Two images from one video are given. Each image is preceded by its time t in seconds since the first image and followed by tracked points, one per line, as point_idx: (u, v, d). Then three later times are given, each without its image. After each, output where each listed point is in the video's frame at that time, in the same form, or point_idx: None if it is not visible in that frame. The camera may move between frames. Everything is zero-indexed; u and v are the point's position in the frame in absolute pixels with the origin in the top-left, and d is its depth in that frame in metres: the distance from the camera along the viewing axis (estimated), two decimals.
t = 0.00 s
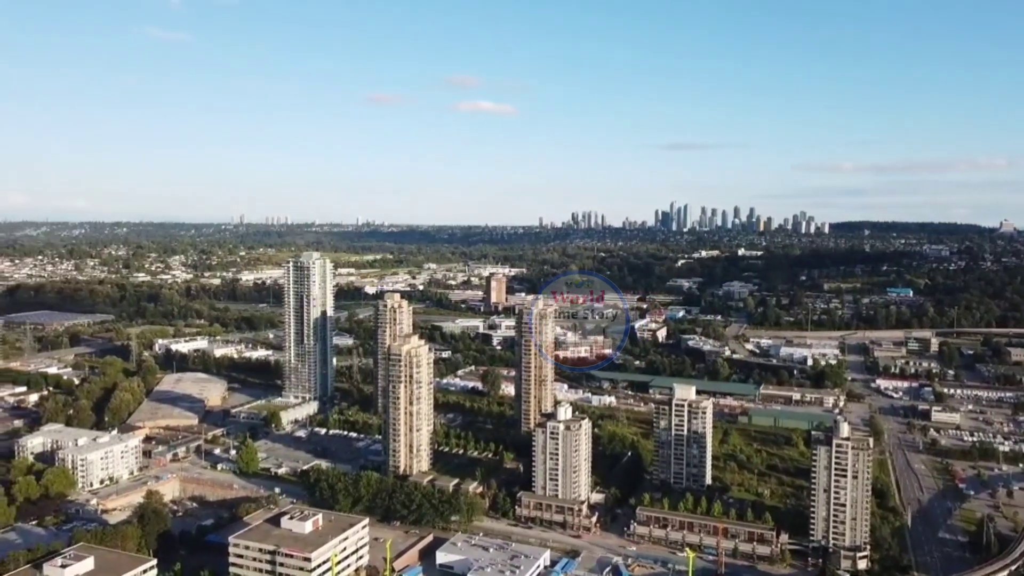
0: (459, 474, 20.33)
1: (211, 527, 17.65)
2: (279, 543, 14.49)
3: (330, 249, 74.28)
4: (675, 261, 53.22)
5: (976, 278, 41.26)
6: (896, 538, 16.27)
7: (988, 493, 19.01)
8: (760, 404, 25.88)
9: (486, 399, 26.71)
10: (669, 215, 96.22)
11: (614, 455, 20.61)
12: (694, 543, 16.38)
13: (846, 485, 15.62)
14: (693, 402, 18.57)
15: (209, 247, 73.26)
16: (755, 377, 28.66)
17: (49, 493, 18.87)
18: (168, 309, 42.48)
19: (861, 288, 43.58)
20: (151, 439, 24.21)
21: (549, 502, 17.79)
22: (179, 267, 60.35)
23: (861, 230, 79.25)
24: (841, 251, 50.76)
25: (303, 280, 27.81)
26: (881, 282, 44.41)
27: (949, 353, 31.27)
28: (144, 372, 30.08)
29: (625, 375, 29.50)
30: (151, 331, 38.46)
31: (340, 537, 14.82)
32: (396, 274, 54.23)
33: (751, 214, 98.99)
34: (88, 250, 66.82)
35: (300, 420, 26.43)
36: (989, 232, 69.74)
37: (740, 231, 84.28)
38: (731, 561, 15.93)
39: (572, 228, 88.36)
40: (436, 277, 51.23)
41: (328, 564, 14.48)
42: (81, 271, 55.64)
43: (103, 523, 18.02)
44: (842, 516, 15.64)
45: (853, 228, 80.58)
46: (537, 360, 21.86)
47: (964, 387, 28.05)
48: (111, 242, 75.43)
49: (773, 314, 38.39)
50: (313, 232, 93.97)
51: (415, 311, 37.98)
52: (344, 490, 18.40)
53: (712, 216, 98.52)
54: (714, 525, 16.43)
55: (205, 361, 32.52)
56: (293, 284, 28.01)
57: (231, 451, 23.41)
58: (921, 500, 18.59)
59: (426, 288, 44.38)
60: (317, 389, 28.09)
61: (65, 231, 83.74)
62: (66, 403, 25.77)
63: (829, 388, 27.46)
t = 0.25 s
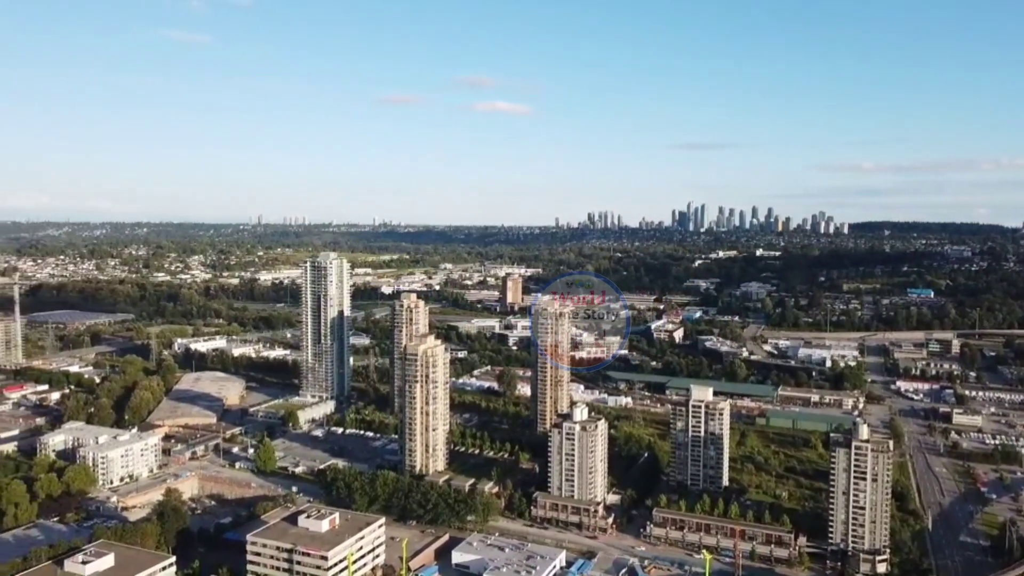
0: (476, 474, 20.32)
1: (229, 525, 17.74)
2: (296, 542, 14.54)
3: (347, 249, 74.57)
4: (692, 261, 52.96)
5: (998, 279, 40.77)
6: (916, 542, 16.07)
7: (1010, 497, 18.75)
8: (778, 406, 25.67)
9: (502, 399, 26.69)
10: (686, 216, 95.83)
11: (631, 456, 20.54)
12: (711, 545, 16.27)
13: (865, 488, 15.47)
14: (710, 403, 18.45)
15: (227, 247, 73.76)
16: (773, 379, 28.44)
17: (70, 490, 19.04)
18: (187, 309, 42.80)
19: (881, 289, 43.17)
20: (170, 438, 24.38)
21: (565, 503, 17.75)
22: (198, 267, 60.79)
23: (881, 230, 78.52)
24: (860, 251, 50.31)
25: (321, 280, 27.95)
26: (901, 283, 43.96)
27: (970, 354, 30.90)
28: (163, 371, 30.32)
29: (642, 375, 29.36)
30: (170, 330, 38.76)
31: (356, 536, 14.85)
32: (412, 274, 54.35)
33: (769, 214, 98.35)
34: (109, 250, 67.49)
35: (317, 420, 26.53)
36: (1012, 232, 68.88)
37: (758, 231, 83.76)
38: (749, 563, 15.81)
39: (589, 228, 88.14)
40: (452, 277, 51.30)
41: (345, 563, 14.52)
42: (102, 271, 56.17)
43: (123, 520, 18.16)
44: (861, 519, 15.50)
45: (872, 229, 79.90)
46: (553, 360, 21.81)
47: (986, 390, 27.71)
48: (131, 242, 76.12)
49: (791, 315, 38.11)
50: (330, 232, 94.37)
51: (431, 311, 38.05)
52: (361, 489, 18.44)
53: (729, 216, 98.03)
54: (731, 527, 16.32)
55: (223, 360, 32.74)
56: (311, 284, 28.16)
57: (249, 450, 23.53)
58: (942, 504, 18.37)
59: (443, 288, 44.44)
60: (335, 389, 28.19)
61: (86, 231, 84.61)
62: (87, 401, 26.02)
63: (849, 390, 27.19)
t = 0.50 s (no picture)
0: (490, 474, 20.31)
1: (245, 523, 17.81)
2: (311, 540, 14.58)
3: (362, 249, 74.78)
4: (707, 261, 52.71)
5: (1019, 280, 40.29)
6: (934, 545, 15.90)
7: None
8: (794, 407, 25.50)
9: (516, 399, 26.67)
10: (701, 216, 95.47)
11: (645, 457, 20.46)
12: (726, 546, 16.17)
13: (882, 490, 15.33)
14: (726, 404, 18.34)
15: (243, 247, 74.16)
16: (789, 380, 28.24)
17: (88, 488, 19.17)
18: (204, 308, 43.05)
19: (898, 289, 42.79)
20: (187, 436, 24.53)
21: (579, 503, 17.70)
22: (214, 267, 61.16)
23: (898, 230, 77.86)
24: (877, 252, 49.88)
25: (336, 280, 27.99)
26: (920, 284, 43.55)
27: (990, 356, 30.56)
28: (180, 370, 30.51)
29: (656, 376, 29.23)
30: (187, 329, 39.00)
31: (371, 535, 14.87)
32: (426, 274, 54.46)
33: (785, 213, 97.78)
34: (126, 250, 68.00)
35: (332, 419, 26.61)
36: None
37: (774, 231, 83.29)
38: (764, 566, 15.70)
39: (604, 228, 87.92)
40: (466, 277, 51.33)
41: (359, 562, 14.53)
42: (120, 270, 56.62)
43: (140, 518, 18.28)
44: (878, 521, 15.35)
45: (890, 229, 79.25)
46: (567, 361, 21.73)
47: (1006, 392, 27.40)
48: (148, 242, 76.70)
49: (807, 316, 37.85)
50: (345, 232, 94.67)
51: (446, 311, 38.07)
52: (375, 488, 18.47)
53: (745, 216, 97.53)
54: (746, 529, 16.22)
55: (239, 359, 32.91)
56: (326, 284, 28.21)
57: (265, 449, 23.63)
58: (960, 507, 18.17)
59: (457, 288, 44.49)
60: (349, 388, 28.27)
61: (104, 231, 85.32)
62: (106, 399, 26.22)
63: (866, 391, 26.96)
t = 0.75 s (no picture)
0: (505, 474, 20.30)
1: (262, 521, 17.88)
2: (328, 539, 14.62)
3: (378, 249, 75.00)
4: (725, 262, 52.42)
5: None
6: (955, 549, 15.71)
7: None
8: (812, 409, 25.30)
9: (532, 399, 26.64)
10: (719, 216, 94.99)
11: (661, 458, 20.37)
12: (743, 548, 16.06)
13: (902, 493, 15.16)
14: (743, 405, 18.22)
15: (262, 247, 74.61)
16: (807, 381, 28.02)
17: (108, 485, 19.32)
18: (222, 308, 43.34)
19: (919, 290, 42.34)
20: (205, 435, 24.70)
21: (595, 504, 17.64)
22: (232, 267, 61.57)
23: (919, 230, 77.17)
24: (897, 252, 49.39)
25: (352, 280, 28.07)
26: (940, 284, 43.09)
27: (1012, 358, 30.16)
28: (199, 369, 30.73)
29: (673, 377, 29.09)
30: (206, 328, 39.28)
31: (387, 534, 14.89)
32: (442, 274, 54.54)
33: (804, 213, 97.08)
34: (146, 250, 68.58)
35: (349, 418, 26.70)
36: None
37: (792, 231, 82.78)
38: (782, 568, 15.58)
39: (620, 228, 87.64)
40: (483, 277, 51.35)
41: (375, 561, 14.55)
42: (140, 270, 57.12)
43: (159, 515, 18.42)
44: (898, 524, 15.18)
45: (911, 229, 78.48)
46: (582, 361, 21.68)
47: None
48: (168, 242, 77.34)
49: (826, 317, 37.55)
50: (362, 232, 94.99)
51: (462, 311, 38.10)
52: (391, 487, 18.50)
53: (763, 216, 96.92)
54: (764, 531, 16.10)
55: (257, 358, 33.10)
56: (342, 284, 28.29)
57: (282, 447, 23.75)
58: (982, 510, 17.94)
59: (473, 288, 44.53)
60: (365, 388, 28.35)
61: (124, 230, 86.11)
62: (125, 398, 26.44)
63: (885, 393, 26.70)
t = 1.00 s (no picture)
0: (519, 474, 20.28)
1: (278, 519, 17.94)
2: (342, 537, 14.65)
3: (393, 249, 75.18)
4: (740, 262, 52.15)
5: None
6: (974, 552, 15.53)
7: None
8: (828, 410, 25.10)
9: (546, 399, 26.60)
10: (735, 216, 94.57)
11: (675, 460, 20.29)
12: (758, 551, 15.95)
13: (919, 496, 15.01)
14: (758, 406, 18.10)
15: (277, 247, 75.00)
16: (823, 383, 27.81)
17: (126, 482, 19.46)
18: (238, 308, 43.57)
19: (937, 291, 41.94)
20: (221, 433, 24.84)
21: (609, 505, 17.58)
22: (248, 266, 61.90)
23: (937, 231, 76.56)
24: (915, 253, 48.95)
25: (367, 280, 28.11)
26: (959, 285, 42.67)
27: None
28: (215, 368, 30.91)
29: (687, 377, 28.95)
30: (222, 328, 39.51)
31: (401, 533, 14.90)
32: (456, 274, 54.61)
33: (820, 213, 96.47)
34: (163, 250, 69.09)
35: (363, 417, 26.77)
36: None
37: (808, 231, 82.32)
38: (797, 571, 15.46)
39: (635, 228, 87.39)
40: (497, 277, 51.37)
41: (389, 560, 14.56)
42: (157, 270, 57.54)
43: (176, 513, 18.53)
44: (915, 527, 15.03)
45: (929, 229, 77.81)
46: (596, 362, 21.61)
47: None
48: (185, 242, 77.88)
49: (843, 317, 37.28)
50: (377, 232, 95.27)
51: (476, 311, 38.12)
52: (405, 486, 18.52)
53: (779, 216, 96.39)
54: (779, 533, 15.99)
55: (273, 358, 33.25)
56: (357, 284, 28.34)
57: (297, 446, 23.83)
58: (1001, 514, 17.73)
59: (487, 288, 44.54)
60: (379, 388, 28.40)
61: (142, 231, 86.79)
62: (143, 396, 26.64)
63: (903, 395, 26.45)
